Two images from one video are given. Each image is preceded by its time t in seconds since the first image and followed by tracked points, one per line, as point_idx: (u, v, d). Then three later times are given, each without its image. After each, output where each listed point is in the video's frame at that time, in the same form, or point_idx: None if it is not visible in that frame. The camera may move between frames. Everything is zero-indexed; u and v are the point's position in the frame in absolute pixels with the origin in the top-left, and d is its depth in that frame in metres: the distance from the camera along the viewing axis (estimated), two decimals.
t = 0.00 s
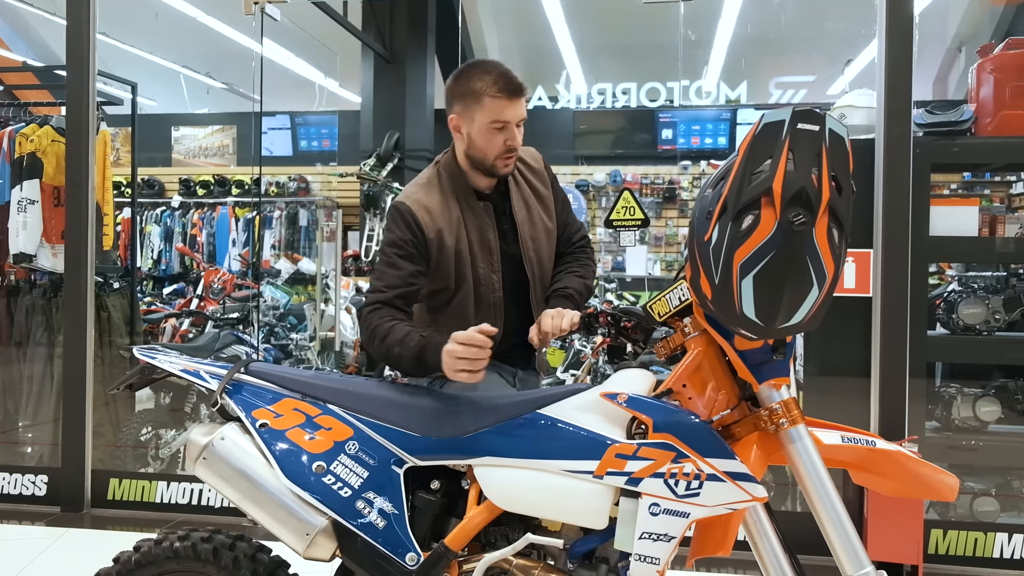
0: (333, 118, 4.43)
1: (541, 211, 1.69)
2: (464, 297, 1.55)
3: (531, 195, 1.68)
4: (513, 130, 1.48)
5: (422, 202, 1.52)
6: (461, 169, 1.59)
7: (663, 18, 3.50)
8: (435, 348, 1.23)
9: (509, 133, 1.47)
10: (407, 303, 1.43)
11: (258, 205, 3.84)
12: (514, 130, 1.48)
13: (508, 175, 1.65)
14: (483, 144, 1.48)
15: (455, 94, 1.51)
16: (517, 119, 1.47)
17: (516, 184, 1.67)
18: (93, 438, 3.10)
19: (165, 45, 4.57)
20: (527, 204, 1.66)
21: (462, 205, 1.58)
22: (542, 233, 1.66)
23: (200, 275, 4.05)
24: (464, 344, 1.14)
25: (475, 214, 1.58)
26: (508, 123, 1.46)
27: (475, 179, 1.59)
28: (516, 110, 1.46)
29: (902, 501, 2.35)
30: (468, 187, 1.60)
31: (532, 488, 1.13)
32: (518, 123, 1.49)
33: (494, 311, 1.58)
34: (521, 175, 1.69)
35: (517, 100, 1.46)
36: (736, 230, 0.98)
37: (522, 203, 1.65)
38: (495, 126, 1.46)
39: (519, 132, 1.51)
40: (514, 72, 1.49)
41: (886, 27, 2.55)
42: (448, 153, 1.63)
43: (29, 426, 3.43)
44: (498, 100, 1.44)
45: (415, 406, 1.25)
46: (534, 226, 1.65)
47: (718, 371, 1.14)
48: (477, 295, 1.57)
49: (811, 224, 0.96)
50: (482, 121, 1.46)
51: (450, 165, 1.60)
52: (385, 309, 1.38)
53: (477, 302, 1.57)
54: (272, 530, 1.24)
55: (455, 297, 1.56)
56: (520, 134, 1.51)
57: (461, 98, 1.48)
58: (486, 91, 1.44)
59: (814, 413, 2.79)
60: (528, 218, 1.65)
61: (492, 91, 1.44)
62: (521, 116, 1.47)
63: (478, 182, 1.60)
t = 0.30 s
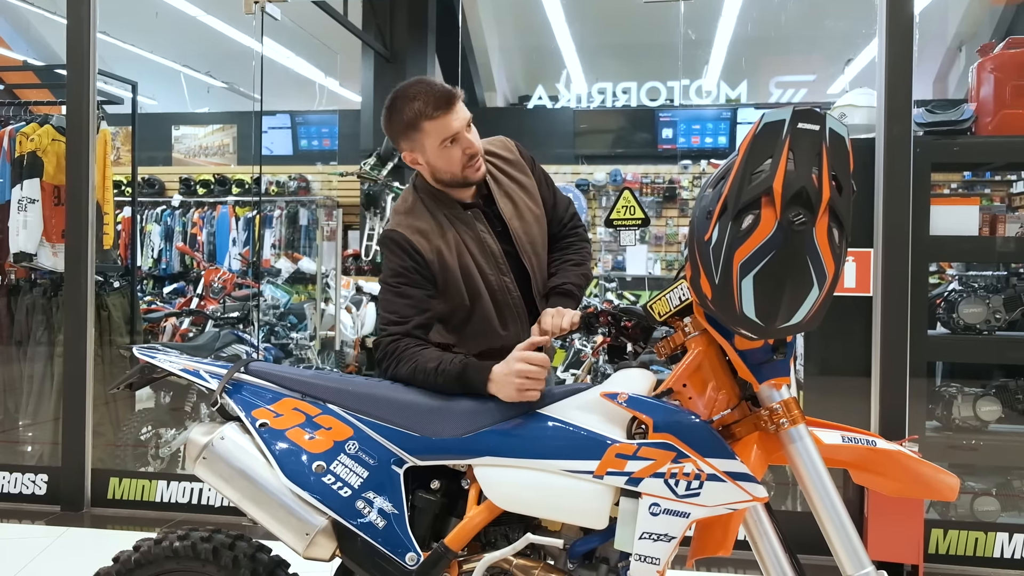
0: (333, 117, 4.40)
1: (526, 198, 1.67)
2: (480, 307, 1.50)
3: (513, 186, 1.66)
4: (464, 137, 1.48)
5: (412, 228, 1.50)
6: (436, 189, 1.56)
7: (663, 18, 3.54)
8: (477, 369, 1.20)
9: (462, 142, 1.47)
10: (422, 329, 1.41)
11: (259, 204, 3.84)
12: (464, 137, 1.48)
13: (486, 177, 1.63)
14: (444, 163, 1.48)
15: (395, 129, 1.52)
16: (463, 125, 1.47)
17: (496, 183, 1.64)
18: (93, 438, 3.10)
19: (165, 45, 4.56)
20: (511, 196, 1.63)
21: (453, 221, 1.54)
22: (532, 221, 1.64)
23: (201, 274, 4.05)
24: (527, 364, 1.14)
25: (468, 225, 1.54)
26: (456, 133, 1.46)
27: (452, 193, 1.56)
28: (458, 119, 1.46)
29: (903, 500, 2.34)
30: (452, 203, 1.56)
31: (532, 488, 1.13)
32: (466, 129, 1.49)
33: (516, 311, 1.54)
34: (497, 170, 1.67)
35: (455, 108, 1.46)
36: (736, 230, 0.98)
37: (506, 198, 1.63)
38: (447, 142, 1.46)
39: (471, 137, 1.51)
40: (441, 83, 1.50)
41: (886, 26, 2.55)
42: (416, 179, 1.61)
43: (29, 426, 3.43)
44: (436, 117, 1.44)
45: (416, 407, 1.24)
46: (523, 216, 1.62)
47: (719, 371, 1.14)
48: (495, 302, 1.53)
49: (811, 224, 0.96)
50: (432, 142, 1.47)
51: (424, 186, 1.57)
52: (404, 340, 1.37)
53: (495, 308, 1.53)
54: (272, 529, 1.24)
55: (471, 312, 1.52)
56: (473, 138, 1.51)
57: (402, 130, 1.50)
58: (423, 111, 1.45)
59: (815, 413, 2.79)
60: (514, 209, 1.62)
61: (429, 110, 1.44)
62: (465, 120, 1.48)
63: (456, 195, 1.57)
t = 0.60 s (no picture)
0: (333, 118, 4.35)
1: (526, 194, 1.67)
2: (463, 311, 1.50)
3: (513, 183, 1.66)
4: (460, 129, 1.48)
5: (406, 228, 1.48)
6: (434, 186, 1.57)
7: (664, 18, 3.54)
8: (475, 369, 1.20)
9: (457, 134, 1.48)
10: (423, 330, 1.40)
11: (258, 205, 3.85)
12: (460, 129, 1.48)
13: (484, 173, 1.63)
14: (440, 155, 1.48)
15: (390, 124, 1.53)
16: (459, 116, 1.48)
17: (494, 179, 1.65)
18: (93, 438, 3.10)
19: (165, 45, 4.58)
20: (512, 193, 1.64)
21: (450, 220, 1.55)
22: (534, 218, 1.64)
23: (201, 274, 4.06)
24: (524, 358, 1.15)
25: (464, 226, 1.56)
26: (452, 125, 1.47)
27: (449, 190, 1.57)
28: (452, 111, 1.47)
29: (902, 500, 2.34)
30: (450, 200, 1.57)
31: (530, 488, 1.13)
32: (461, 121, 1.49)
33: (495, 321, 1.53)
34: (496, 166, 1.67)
35: (450, 100, 1.47)
36: (735, 229, 0.97)
37: (506, 194, 1.63)
38: (442, 134, 1.47)
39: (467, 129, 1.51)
40: (435, 76, 1.51)
41: (886, 26, 2.55)
42: (413, 177, 1.62)
43: (29, 426, 3.43)
44: (431, 108, 1.45)
45: (415, 406, 1.24)
46: (525, 213, 1.63)
47: (718, 370, 1.14)
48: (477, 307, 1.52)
49: (811, 223, 0.96)
50: (427, 134, 1.47)
51: (421, 183, 1.58)
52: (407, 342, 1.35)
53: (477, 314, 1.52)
54: (271, 529, 1.24)
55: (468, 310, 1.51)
56: (469, 131, 1.52)
57: (398, 124, 1.51)
58: (419, 102, 1.46)
59: (815, 413, 2.79)
60: (515, 206, 1.62)
61: (423, 101, 1.45)
62: (460, 112, 1.48)
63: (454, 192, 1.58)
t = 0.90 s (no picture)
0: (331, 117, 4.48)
1: (529, 197, 1.67)
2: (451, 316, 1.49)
3: (518, 187, 1.66)
4: (467, 130, 1.48)
5: (404, 227, 1.48)
6: (436, 187, 1.57)
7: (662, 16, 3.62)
8: (471, 362, 1.21)
9: (464, 135, 1.47)
10: (422, 330, 1.41)
11: (257, 204, 3.85)
12: (468, 130, 1.48)
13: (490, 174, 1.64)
14: (445, 155, 1.48)
15: (398, 119, 1.53)
16: (466, 118, 1.47)
17: (499, 181, 1.65)
18: (91, 438, 3.10)
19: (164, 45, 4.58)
20: (516, 198, 1.64)
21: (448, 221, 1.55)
22: (536, 222, 1.64)
23: (200, 274, 4.00)
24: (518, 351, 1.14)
25: (461, 229, 1.56)
26: (459, 125, 1.46)
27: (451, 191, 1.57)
28: (461, 111, 1.46)
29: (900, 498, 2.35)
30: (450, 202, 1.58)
31: (528, 485, 1.13)
32: (470, 122, 1.48)
33: (478, 330, 1.52)
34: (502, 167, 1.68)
35: (459, 100, 1.47)
36: (732, 227, 0.98)
37: (510, 198, 1.63)
38: (448, 134, 1.46)
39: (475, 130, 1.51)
40: (447, 74, 1.52)
41: (885, 26, 2.55)
42: (417, 175, 1.62)
43: (28, 426, 3.43)
44: (438, 107, 1.45)
45: (413, 405, 1.24)
46: (527, 218, 1.62)
47: (716, 369, 1.14)
48: (462, 314, 1.52)
49: (808, 221, 0.96)
50: (433, 133, 1.47)
51: (424, 181, 1.58)
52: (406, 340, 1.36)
53: (461, 321, 1.52)
54: (270, 528, 1.24)
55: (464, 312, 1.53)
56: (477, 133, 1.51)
57: (405, 120, 1.51)
58: (428, 100, 1.46)
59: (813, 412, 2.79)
60: (517, 209, 1.63)
61: (432, 99, 1.45)
62: (469, 113, 1.48)
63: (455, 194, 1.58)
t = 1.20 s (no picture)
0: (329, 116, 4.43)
1: (529, 201, 1.68)
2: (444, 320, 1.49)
3: (518, 191, 1.67)
4: (474, 134, 1.47)
5: (397, 229, 1.49)
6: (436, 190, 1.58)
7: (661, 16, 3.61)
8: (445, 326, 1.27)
9: (470, 139, 1.47)
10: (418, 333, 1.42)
11: (255, 204, 3.85)
12: (474, 134, 1.48)
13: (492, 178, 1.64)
14: (448, 158, 1.48)
15: (405, 118, 1.53)
16: (474, 122, 1.47)
17: (500, 185, 1.65)
18: (89, 438, 3.09)
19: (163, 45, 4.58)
20: (515, 202, 1.64)
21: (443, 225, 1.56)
22: (535, 226, 1.65)
23: (197, 274, 4.04)
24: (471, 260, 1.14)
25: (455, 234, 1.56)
26: (465, 129, 1.46)
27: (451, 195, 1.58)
28: (469, 115, 1.46)
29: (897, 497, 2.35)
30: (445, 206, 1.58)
31: (526, 484, 1.13)
32: (477, 126, 1.48)
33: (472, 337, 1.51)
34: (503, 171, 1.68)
35: (467, 104, 1.46)
36: (729, 225, 0.98)
37: (510, 203, 1.63)
38: (454, 137, 1.46)
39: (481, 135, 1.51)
40: (456, 77, 1.51)
41: (883, 26, 2.56)
42: (418, 175, 1.63)
43: (25, 427, 3.42)
44: (446, 109, 1.44)
45: (410, 404, 1.24)
46: (527, 223, 1.63)
47: (713, 367, 1.14)
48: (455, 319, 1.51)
49: (804, 219, 0.96)
50: (439, 135, 1.47)
51: (423, 182, 1.60)
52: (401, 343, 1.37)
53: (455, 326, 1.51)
54: (267, 527, 1.23)
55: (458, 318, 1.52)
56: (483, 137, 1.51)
57: (412, 120, 1.51)
58: (436, 101, 1.45)
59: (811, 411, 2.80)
60: (516, 213, 1.63)
61: (441, 101, 1.45)
62: (477, 117, 1.47)
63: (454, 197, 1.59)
